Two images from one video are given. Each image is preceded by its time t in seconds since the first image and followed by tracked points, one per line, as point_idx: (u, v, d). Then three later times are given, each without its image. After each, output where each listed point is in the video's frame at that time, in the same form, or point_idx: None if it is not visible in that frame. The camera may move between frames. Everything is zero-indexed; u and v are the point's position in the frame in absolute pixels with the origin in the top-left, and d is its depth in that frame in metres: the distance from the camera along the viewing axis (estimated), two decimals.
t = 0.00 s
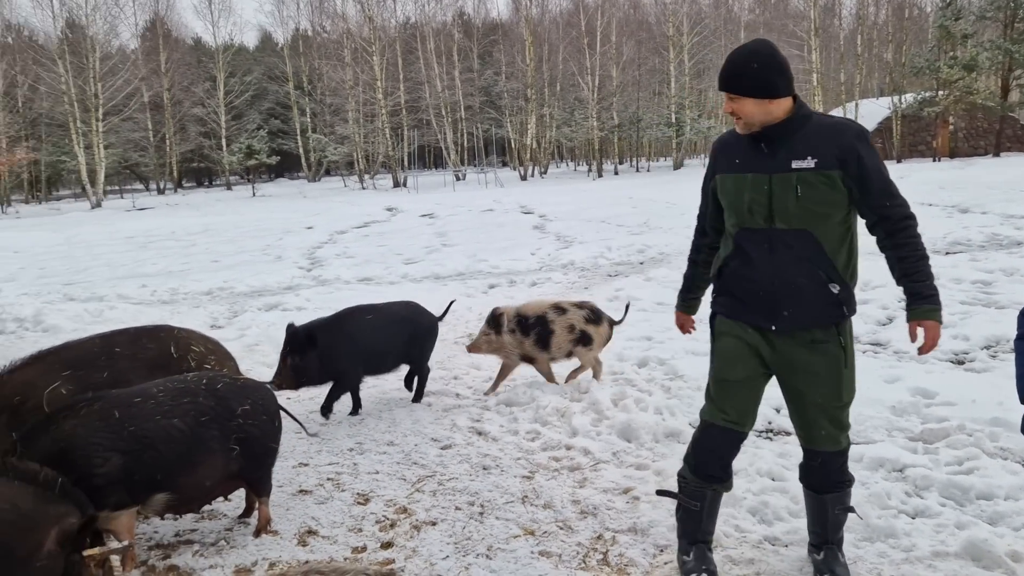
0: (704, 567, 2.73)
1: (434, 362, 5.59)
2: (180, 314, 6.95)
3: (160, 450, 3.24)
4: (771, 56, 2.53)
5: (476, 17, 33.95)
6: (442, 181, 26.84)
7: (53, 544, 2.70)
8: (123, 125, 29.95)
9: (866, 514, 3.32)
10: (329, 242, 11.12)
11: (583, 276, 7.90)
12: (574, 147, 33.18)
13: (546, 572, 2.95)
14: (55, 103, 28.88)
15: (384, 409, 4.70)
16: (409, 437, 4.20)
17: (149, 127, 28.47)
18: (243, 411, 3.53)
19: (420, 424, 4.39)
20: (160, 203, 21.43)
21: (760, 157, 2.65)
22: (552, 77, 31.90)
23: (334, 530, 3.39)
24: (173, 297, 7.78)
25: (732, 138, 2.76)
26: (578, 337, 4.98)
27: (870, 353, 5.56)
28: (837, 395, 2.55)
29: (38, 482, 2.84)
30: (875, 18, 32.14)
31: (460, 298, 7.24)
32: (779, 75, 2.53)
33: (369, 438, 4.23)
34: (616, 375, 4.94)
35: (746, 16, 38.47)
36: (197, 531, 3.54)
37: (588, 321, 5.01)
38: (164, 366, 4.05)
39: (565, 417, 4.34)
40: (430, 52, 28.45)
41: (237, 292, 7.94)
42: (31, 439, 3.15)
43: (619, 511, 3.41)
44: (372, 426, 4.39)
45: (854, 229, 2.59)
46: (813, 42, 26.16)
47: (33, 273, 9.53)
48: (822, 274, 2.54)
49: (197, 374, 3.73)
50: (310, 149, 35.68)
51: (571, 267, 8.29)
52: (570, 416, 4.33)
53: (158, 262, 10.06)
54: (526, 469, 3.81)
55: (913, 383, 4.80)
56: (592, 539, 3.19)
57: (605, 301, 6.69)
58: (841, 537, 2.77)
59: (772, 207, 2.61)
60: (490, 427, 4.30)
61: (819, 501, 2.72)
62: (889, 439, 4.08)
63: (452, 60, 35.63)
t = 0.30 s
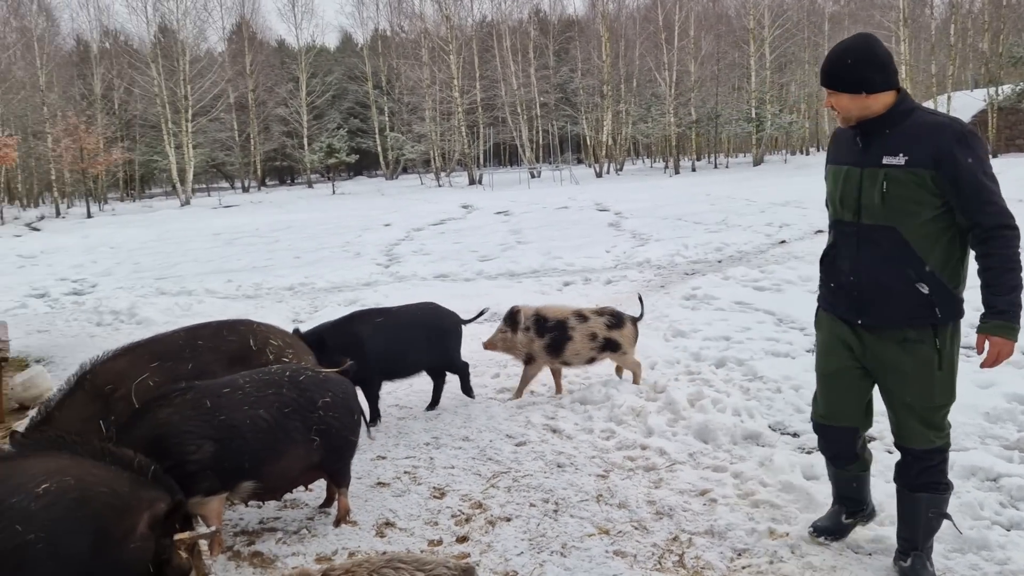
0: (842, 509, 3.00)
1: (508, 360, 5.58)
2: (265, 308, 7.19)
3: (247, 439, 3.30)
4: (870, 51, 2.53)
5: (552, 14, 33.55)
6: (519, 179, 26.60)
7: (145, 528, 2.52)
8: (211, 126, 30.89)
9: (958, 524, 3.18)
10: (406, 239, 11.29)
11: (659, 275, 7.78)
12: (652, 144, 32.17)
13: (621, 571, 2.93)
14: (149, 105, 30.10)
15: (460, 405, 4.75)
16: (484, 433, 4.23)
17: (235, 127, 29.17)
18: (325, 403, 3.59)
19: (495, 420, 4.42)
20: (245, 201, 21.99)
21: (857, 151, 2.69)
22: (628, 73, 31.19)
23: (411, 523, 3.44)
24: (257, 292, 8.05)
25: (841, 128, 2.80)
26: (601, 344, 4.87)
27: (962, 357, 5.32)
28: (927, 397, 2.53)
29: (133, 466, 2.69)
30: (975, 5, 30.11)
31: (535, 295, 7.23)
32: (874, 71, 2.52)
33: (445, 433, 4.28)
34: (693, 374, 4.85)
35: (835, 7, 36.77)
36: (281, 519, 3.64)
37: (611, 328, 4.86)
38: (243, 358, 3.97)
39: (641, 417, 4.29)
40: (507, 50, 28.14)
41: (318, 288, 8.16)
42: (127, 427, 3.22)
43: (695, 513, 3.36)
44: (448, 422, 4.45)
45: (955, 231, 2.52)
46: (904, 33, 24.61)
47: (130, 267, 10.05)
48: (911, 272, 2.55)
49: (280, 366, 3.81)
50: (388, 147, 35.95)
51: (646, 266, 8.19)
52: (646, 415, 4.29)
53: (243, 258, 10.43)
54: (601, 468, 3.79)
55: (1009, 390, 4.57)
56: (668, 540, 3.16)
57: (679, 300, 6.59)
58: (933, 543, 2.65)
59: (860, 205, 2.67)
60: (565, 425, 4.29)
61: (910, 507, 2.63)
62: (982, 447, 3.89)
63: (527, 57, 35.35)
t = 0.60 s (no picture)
0: (954, 509, 2.92)
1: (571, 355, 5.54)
2: (333, 300, 7.36)
3: (318, 428, 3.29)
4: (937, 48, 2.49)
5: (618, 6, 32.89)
6: (585, 173, 26.18)
7: (218, 513, 2.56)
8: (281, 122, 31.38)
9: None
10: (471, 234, 11.36)
11: (724, 271, 7.65)
12: (717, 138, 31.22)
13: (685, 569, 2.90)
14: (222, 103, 30.80)
15: (523, 399, 4.77)
16: (547, 428, 4.24)
17: (304, 123, 29.47)
18: (389, 394, 3.55)
19: (558, 415, 4.43)
20: (314, 196, 22.31)
21: (924, 147, 2.66)
22: (696, 66, 30.31)
23: (475, 514, 3.46)
24: (325, 285, 8.24)
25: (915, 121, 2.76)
26: (611, 343, 4.88)
27: None
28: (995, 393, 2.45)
29: (208, 453, 2.72)
30: None
31: (599, 291, 7.20)
32: (942, 68, 2.48)
33: (509, 426, 4.31)
34: (760, 373, 4.76)
35: None
36: (349, 508, 3.68)
37: (621, 327, 4.90)
38: (295, 356, 3.89)
39: (705, 414, 4.25)
40: (572, 45, 27.60)
41: (384, 281, 8.30)
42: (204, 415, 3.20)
43: (761, 513, 3.30)
44: (511, 416, 4.47)
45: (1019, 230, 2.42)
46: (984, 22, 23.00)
47: (204, 260, 10.39)
48: (972, 267, 2.50)
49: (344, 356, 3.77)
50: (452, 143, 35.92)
51: (712, 263, 8.05)
52: (711, 413, 4.23)
53: (312, 252, 10.68)
54: (664, 465, 3.76)
55: None
56: (733, 540, 3.11)
57: (745, 297, 6.47)
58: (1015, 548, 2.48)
59: (924, 200, 2.65)
60: (629, 421, 4.27)
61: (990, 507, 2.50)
62: None
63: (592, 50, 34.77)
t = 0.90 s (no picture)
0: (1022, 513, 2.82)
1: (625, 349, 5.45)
2: (389, 291, 7.47)
3: (375, 418, 3.30)
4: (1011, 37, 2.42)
5: None
6: (641, 166, 25.77)
7: (281, 500, 2.54)
8: (339, 116, 31.72)
9: None
10: (524, 227, 11.37)
11: (783, 266, 7.50)
12: (777, 129, 30.40)
13: (741, 567, 2.88)
14: (282, 98, 31.30)
15: (578, 391, 4.76)
16: (601, 421, 4.23)
17: (361, 117, 29.69)
18: (444, 385, 3.54)
19: (611, 408, 4.42)
20: (371, 189, 22.52)
21: (989, 141, 2.58)
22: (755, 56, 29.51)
23: (528, 506, 3.46)
24: (381, 277, 8.36)
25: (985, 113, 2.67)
26: (608, 334, 4.83)
27: None
28: None
29: (271, 441, 2.72)
30: None
31: (654, 285, 7.13)
32: (1012, 59, 2.40)
33: (561, 419, 4.31)
34: (819, 369, 4.68)
35: None
36: (404, 497, 3.71)
37: (619, 318, 4.83)
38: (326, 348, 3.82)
39: (762, 411, 4.19)
40: (628, 35, 27.10)
41: (439, 273, 8.39)
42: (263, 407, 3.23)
43: (820, 512, 3.24)
44: (564, 409, 4.47)
45: None
46: None
47: (264, 252, 10.64)
48: None
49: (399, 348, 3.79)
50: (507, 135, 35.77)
51: (771, 257, 7.89)
52: (767, 410, 4.18)
53: (368, 244, 10.85)
54: (720, 461, 3.72)
55: None
56: (790, 539, 3.07)
57: (804, 292, 6.34)
58: None
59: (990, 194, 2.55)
60: (684, 416, 4.24)
61: None
62: None
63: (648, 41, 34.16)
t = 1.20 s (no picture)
0: None
1: (672, 338, 5.40)
2: (435, 280, 7.52)
3: (421, 405, 3.27)
4: None
5: None
6: (689, 154, 25.49)
7: (332, 483, 2.60)
8: (386, 106, 31.86)
9: None
10: (570, 216, 11.34)
11: (834, 257, 7.37)
12: (829, 118, 29.70)
13: (789, 560, 2.85)
14: (330, 88, 31.59)
15: (624, 380, 4.75)
16: (647, 411, 4.22)
17: (408, 107, 29.81)
18: (490, 373, 3.48)
19: (657, 398, 4.39)
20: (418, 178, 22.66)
21: None
22: (807, 43, 28.81)
23: (573, 494, 3.44)
24: (427, 266, 8.42)
25: None
26: (593, 323, 4.93)
27: None
28: None
29: (322, 426, 2.75)
30: None
31: (701, 275, 7.06)
32: None
33: (608, 409, 4.30)
34: (871, 362, 4.59)
35: None
36: (450, 483, 3.69)
37: (601, 308, 4.92)
38: (332, 345, 3.67)
39: (812, 404, 4.14)
40: (676, 22, 26.69)
41: (484, 262, 8.42)
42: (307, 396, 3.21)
43: (870, 507, 3.19)
44: (610, 398, 4.46)
45: None
46: None
47: (312, 240, 10.79)
48: None
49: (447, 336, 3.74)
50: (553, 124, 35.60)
51: (821, 249, 7.75)
52: (817, 403, 4.12)
53: (415, 232, 10.93)
54: (768, 454, 3.68)
55: None
56: (839, 533, 3.02)
57: (856, 283, 6.22)
58: None
59: None
60: (731, 407, 4.20)
61: None
62: None
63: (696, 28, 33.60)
